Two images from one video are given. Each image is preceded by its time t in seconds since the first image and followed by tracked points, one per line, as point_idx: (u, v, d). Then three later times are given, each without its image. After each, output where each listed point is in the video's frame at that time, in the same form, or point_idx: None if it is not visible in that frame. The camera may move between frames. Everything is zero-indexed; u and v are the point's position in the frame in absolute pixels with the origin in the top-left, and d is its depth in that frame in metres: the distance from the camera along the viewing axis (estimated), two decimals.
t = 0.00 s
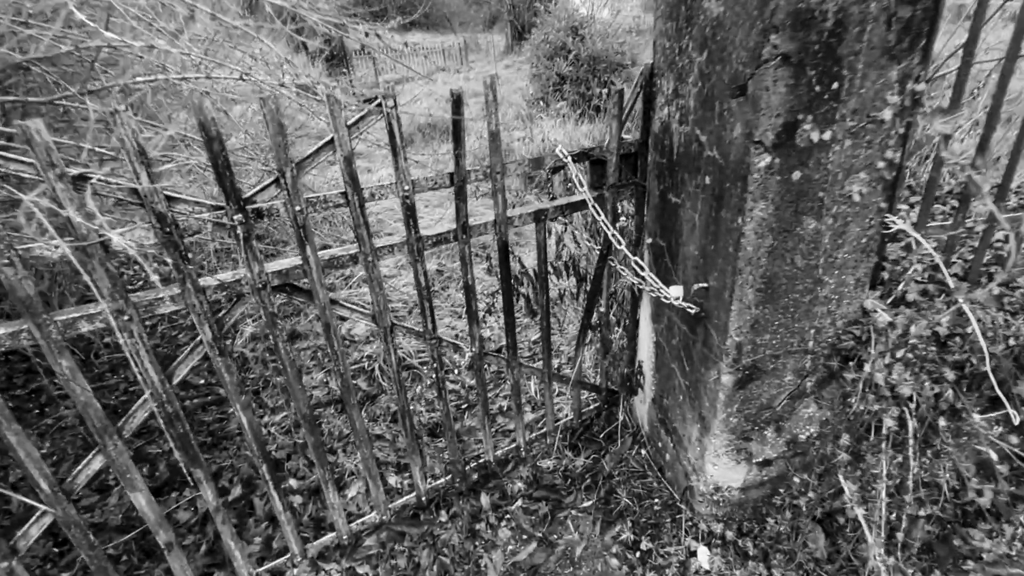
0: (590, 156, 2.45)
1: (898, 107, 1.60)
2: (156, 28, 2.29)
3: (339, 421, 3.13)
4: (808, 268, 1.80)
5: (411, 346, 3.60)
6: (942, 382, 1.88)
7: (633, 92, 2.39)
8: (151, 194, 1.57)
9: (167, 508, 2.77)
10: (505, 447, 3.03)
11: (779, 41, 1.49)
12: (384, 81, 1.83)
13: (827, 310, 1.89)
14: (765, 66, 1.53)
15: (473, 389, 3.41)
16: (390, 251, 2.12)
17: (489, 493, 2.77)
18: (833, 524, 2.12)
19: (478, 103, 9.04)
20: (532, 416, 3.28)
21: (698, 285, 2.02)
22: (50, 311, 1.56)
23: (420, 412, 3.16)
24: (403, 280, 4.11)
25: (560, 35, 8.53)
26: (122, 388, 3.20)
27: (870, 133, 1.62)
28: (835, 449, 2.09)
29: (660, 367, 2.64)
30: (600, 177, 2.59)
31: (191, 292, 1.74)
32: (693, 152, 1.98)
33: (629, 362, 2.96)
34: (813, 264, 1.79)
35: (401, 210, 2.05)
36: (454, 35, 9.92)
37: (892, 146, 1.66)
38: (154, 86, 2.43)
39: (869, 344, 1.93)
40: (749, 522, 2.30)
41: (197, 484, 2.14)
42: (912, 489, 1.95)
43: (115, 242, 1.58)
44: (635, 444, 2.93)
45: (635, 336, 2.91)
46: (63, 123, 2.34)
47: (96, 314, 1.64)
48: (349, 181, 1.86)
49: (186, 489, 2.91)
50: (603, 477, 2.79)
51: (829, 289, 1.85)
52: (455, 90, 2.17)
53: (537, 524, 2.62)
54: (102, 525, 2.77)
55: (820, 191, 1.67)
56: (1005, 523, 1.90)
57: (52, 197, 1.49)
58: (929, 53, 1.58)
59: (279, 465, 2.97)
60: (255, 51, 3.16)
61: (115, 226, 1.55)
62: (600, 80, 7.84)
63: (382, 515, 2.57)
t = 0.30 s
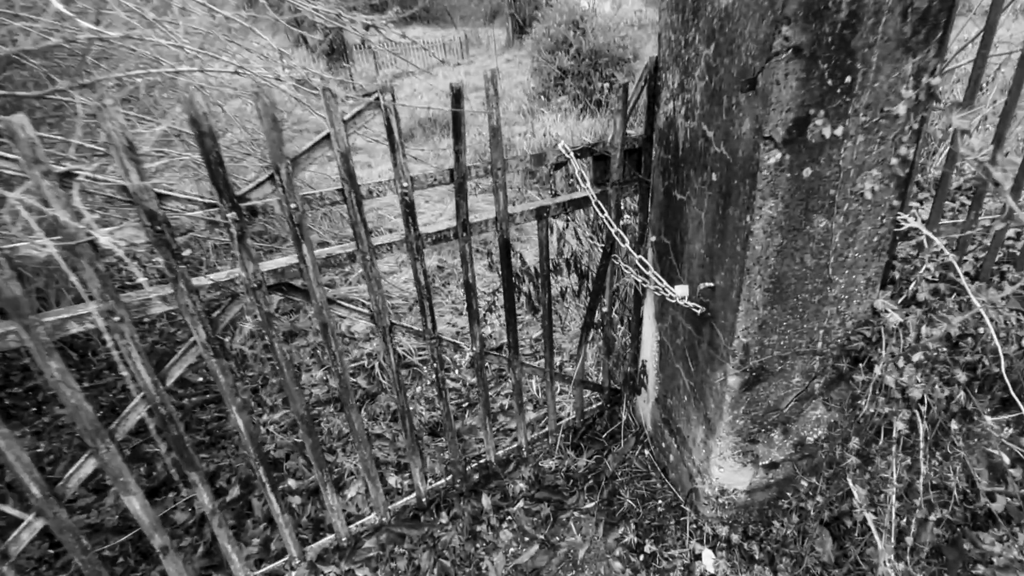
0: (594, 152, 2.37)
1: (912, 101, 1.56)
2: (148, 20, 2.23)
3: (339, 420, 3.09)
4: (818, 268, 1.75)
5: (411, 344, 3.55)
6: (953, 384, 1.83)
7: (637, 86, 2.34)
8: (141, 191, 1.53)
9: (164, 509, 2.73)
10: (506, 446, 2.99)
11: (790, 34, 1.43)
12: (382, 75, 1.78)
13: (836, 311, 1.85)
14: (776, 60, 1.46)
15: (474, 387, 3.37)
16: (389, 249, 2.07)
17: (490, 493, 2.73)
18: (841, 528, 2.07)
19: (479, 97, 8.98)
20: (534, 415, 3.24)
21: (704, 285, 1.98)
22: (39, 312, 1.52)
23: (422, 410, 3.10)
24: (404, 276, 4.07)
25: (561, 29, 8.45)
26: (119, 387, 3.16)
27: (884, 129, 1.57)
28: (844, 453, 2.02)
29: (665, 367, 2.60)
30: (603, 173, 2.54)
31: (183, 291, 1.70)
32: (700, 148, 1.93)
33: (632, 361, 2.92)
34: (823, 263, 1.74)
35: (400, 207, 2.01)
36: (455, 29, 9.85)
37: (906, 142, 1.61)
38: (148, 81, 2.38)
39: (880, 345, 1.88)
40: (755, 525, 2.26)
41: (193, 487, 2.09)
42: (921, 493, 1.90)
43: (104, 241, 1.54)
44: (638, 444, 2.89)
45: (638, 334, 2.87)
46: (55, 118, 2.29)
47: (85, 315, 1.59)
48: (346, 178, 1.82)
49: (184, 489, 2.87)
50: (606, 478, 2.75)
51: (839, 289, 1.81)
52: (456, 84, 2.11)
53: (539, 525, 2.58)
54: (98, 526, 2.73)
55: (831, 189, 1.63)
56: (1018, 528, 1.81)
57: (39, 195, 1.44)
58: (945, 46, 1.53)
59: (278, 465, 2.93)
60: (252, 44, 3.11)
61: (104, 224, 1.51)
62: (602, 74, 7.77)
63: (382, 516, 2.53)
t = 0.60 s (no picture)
0: (597, 148, 2.34)
1: (936, 96, 1.45)
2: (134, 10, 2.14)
3: (336, 421, 3.03)
4: (832, 272, 1.67)
5: (411, 343, 3.48)
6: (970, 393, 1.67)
7: (643, 80, 2.26)
8: (122, 190, 1.45)
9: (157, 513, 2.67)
10: (507, 449, 2.92)
11: (808, 25, 1.35)
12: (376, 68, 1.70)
13: (850, 316, 1.77)
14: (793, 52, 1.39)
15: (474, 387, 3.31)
16: (385, 249, 1.99)
17: (490, 498, 2.67)
18: (852, 538, 1.94)
19: (481, 90, 8.90)
20: (535, 416, 3.17)
21: (713, 288, 1.90)
22: (15, 317, 1.44)
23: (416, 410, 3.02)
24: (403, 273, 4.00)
25: (565, 20, 8.33)
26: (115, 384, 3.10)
27: (904, 126, 1.48)
28: (857, 463, 1.92)
29: (670, 370, 2.53)
30: (607, 170, 2.46)
31: (169, 295, 1.62)
32: (709, 146, 1.86)
33: (636, 362, 2.85)
34: (837, 266, 1.66)
35: (396, 206, 1.93)
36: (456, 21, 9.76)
37: (928, 140, 1.51)
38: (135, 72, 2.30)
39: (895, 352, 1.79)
40: (763, 534, 2.18)
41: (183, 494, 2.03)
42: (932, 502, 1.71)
43: (84, 243, 1.47)
44: (642, 448, 2.82)
45: (642, 335, 2.80)
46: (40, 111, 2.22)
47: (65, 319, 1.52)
48: (339, 175, 1.74)
49: (177, 492, 2.81)
50: (608, 482, 2.68)
51: (854, 293, 1.73)
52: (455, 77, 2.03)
53: (540, 532, 2.52)
54: (90, 529, 2.67)
55: (848, 189, 1.55)
56: None
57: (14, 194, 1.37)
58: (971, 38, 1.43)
59: (274, 467, 2.89)
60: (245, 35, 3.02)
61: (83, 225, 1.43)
62: (606, 67, 7.71)
63: (379, 522, 2.48)
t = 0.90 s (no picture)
0: (599, 147, 2.29)
1: (954, 96, 1.37)
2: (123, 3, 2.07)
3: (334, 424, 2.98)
4: (843, 277, 1.61)
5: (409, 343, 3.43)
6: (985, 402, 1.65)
7: (647, 78, 2.21)
8: (105, 192, 1.40)
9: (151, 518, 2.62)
10: (507, 452, 2.87)
11: (822, 20, 1.30)
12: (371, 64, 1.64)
13: (861, 323, 1.71)
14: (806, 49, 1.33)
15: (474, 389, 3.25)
16: (381, 251, 1.93)
17: (490, 504, 2.62)
18: (860, 548, 1.88)
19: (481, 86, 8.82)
20: (535, 419, 3.12)
21: (719, 292, 1.85)
22: None
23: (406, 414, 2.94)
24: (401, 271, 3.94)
25: (566, 15, 8.12)
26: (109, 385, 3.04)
27: (919, 126, 1.40)
28: (867, 473, 1.87)
29: (673, 374, 2.47)
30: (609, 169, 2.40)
31: (157, 299, 1.57)
32: (715, 145, 1.80)
33: (638, 365, 2.79)
34: (849, 271, 1.60)
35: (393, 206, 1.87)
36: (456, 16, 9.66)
37: (944, 141, 1.44)
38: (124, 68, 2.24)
39: (907, 359, 1.73)
40: (768, 543, 2.10)
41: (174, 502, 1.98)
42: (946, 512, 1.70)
43: (67, 246, 1.41)
44: (644, 452, 2.77)
45: (645, 338, 2.75)
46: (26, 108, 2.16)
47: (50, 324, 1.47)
48: (333, 176, 1.68)
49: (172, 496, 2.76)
50: (610, 488, 2.63)
51: (865, 299, 1.66)
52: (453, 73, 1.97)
53: (540, 539, 2.46)
54: (82, 534, 2.62)
55: (861, 192, 1.48)
56: None
57: None
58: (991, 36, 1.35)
59: (270, 470, 2.84)
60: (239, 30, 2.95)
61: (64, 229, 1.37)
62: (608, 63, 7.63)
63: (376, 528, 2.40)
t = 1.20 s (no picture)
0: (602, 148, 2.21)
1: (976, 96, 1.30)
2: None
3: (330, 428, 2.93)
4: (856, 284, 1.55)
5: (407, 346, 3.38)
6: (1001, 413, 1.60)
7: (652, 76, 2.14)
8: (85, 195, 1.33)
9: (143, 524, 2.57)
10: (506, 458, 2.81)
11: (838, 16, 1.23)
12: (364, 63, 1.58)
13: (873, 332, 1.65)
14: (822, 47, 1.26)
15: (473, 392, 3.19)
16: (376, 255, 1.86)
17: (488, 512, 2.56)
18: (869, 561, 1.81)
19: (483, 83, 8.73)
20: (535, 424, 3.06)
21: (725, 299, 1.78)
22: None
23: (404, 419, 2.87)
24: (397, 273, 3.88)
25: (567, 12, 7.94)
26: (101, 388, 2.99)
27: (938, 128, 1.34)
28: (878, 487, 1.81)
29: (677, 380, 2.41)
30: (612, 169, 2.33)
31: (141, 305, 1.51)
32: (722, 146, 1.73)
33: (641, 370, 2.73)
34: (862, 278, 1.54)
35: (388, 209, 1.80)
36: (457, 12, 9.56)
37: (964, 143, 1.37)
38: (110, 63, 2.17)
39: (921, 370, 1.67)
40: (774, 556, 2.04)
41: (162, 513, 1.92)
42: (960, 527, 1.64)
43: (45, 252, 1.34)
44: (647, 460, 2.71)
45: (648, 342, 2.69)
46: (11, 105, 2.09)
47: (29, 331, 1.41)
48: (326, 177, 1.62)
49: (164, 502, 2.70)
50: (612, 496, 2.57)
51: (877, 308, 1.60)
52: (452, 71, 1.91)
53: (539, 549, 2.40)
54: (72, 541, 2.57)
55: (876, 197, 1.42)
56: None
57: None
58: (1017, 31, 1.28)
59: (264, 476, 2.78)
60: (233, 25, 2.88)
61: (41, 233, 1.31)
62: (610, 61, 7.55)
63: (371, 537, 2.35)
